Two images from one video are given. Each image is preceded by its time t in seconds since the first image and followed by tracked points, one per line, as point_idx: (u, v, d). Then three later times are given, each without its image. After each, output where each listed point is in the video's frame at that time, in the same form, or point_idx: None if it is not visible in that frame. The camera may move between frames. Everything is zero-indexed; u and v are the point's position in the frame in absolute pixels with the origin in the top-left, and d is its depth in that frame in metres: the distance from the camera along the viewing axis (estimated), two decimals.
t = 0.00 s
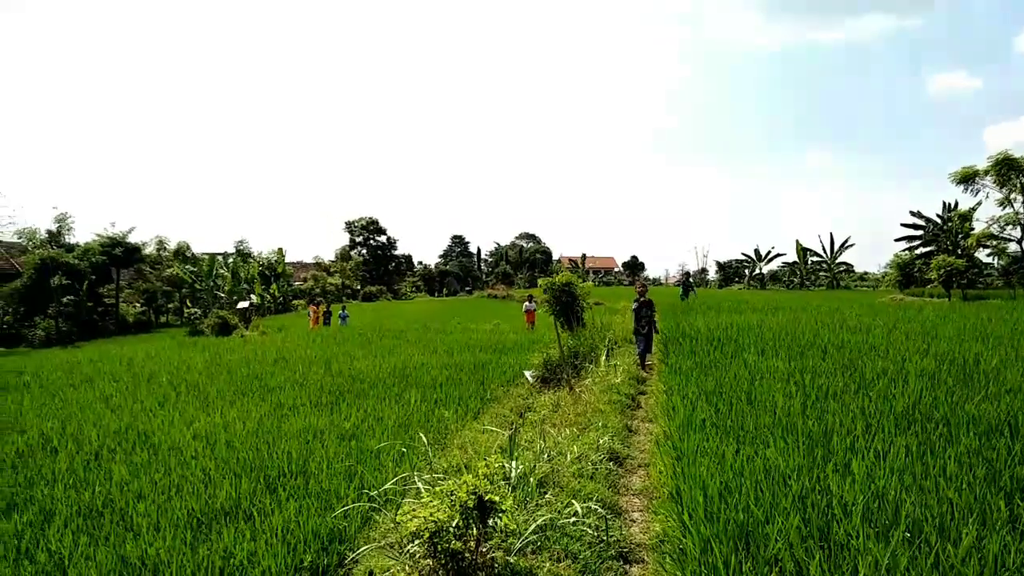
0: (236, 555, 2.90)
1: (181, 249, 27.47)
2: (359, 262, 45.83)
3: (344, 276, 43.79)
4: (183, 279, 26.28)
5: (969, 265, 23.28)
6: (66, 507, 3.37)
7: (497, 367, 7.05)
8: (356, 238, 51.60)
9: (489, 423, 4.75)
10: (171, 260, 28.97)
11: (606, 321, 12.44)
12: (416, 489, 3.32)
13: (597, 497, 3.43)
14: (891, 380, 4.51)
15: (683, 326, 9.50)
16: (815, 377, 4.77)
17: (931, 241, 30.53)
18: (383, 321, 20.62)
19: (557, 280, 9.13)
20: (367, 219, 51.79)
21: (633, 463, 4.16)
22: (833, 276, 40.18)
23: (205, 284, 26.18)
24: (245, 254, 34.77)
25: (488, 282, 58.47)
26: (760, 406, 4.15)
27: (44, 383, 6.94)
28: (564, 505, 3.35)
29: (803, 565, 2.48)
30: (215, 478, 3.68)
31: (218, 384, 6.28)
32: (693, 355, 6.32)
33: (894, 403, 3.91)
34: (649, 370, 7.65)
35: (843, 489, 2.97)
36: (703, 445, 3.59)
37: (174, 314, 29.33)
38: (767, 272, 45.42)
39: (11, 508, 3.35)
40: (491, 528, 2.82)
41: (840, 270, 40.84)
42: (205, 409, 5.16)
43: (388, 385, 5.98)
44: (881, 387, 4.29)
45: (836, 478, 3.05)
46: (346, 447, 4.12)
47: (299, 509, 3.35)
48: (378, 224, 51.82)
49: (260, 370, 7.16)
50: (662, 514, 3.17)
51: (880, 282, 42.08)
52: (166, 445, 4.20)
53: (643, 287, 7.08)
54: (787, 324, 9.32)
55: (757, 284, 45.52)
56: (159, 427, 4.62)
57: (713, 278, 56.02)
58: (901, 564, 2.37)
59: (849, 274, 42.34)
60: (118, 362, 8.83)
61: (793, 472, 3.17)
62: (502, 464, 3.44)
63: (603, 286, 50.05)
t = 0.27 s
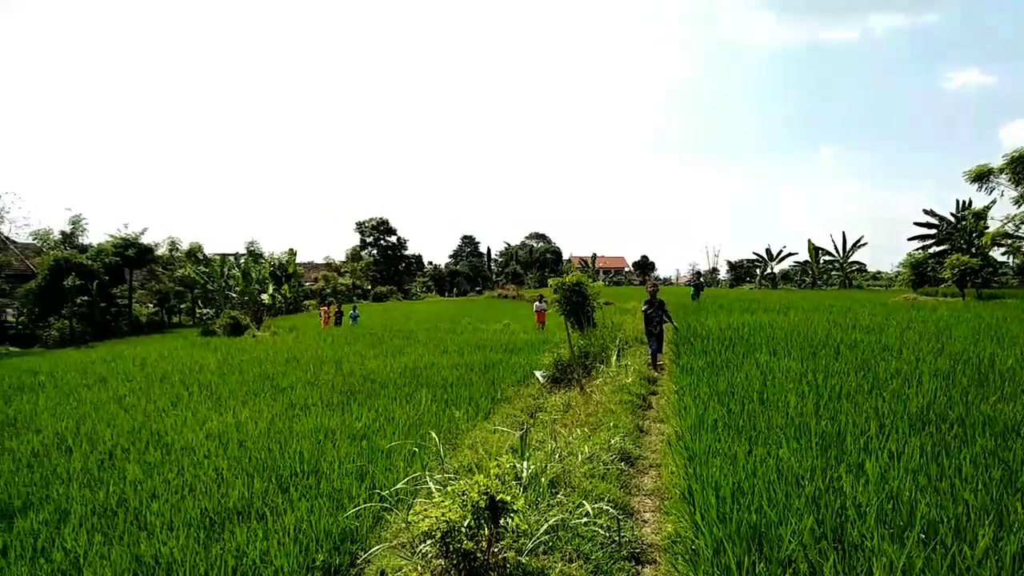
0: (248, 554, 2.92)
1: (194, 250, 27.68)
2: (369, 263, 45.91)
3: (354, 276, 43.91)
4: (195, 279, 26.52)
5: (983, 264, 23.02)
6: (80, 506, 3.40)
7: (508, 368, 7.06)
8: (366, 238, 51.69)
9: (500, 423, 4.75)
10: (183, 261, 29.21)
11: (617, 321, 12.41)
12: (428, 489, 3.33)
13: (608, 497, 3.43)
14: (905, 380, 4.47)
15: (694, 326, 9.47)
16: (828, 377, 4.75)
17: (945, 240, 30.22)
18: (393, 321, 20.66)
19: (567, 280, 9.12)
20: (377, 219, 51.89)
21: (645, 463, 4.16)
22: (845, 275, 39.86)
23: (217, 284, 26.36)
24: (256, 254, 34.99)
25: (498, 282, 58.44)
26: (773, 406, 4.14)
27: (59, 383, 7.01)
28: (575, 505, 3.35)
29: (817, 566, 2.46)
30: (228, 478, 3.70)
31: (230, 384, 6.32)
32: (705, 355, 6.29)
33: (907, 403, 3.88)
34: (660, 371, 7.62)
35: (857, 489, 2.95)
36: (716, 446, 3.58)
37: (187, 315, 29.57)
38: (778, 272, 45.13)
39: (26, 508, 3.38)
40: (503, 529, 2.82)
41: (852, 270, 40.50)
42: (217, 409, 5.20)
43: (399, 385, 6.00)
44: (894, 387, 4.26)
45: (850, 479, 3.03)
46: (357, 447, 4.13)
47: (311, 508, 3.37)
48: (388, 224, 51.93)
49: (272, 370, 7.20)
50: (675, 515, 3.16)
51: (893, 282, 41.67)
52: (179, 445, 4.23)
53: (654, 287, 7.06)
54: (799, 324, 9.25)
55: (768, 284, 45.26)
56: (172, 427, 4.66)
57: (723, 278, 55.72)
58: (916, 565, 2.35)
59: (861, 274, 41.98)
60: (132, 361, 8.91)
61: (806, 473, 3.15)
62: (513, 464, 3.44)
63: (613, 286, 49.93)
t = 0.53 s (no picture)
0: (260, 553, 2.93)
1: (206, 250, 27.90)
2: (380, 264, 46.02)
3: (365, 278, 44.02)
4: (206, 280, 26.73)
5: (998, 264, 22.77)
6: (94, 505, 3.43)
7: (518, 368, 7.06)
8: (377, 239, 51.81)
9: (511, 424, 4.76)
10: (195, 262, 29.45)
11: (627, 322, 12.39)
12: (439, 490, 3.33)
13: (619, 498, 3.43)
14: (919, 381, 4.44)
15: (705, 326, 9.43)
16: (840, 378, 4.72)
17: (959, 240, 29.91)
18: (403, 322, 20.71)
19: (578, 280, 9.11)
20: (388, 221, 51.98)
21: (656, 464, 4.15)
22: (857, 276, 39.55)
23: (228, 285, 26.55)
24: (266, 254, 35.20)
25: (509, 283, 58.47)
26: (785, 407, 4.12)
27: (73, 383, 7.08)
28: (586, 506, 3.34)
29: (830, 568, 2.44)
30: (239, 477, 3.72)
31: (242, 384, 6.36)
32: (716, 356, 6.27)
33: (921, 405, 3.86)
34: (671, 371, 7.60)
35: (869, 491, 2.94)
36: (727, 447, 3.57)
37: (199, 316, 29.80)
38: (790, 272, 44.85)
39: (41, 507, 3.42)
40: (514, 529, 2.82)
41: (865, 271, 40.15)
42: (229, 409, 5.23)
43: (409, 385, 6.01)
44: (908, 389, 4.23)
45: (862, 481, 3.01)
46: (368, 447, 4.15)
47: (322, 508, 3.38)
48: (399, 226, 52.04)
49: (284, 370, 7.24)
50: (686, 516, 3.15)
51: (906, 282, 41.29)
52: (191, 444, 4.26)
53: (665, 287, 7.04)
54: (811, 325, 9.20)
55: (780, 285, 44.99)
56: (183, 427, 4.69)
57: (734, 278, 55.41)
58: (931, 569, 2.33)
59: (874, 274, 41.63)
60: (145, 362, 9.00)
61: (818, 475, 3.13)
62: (524, 464, 3.44)
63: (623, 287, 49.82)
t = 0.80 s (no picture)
0: (273, 558, 2.94)
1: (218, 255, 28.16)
2: (391, 269, 46.17)
3: (376, 282, 44.15)
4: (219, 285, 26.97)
5: (1014, 268, 22.50)
6: (110, 509, 3.46)
7: (530, 373, 7.06)
8: (388, 244, 52.00)
9: (523, 429, 4.76)
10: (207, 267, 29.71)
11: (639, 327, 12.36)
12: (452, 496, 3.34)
13: (632, 504, 3.42)
14: (935, 386, 4.40)
15: (716, 331, 9.39)
16: (854, 384, 4.69)
17: (974, 243, 29.60)
18: (414, 326, 20.77)
19: (589, 285, 9.11)
20: (400, 226, 52.18)
21: (668, 470, 4.14)
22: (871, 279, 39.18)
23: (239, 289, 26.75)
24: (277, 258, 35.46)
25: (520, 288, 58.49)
26: (798, 413, 4.09)
27: (88, 388, 7.15)
28: (599, 512, 3.33)
29: None
30: (252, 482, 3.74)
31: (255, 389, 6.40)
32: (729, 361, 6.25)
33: (937, 411, 3.82)
34: (683, 376, 7.57)
35: (885, 498, 2.91)
36: (740, 453, 3.55)
37: (212, 321, 30.01)
38: (803, 276, 44.54)
39: (58, 511, 3.46)
40: (527, 535, 2.81)
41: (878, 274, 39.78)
42: (242, 413, 5.26)
43: (421, 390, 6.02)
44: (924, 395, 4.19)
45: (878, 488, 2.98)
46: (380, 452, 4.16)
47: (335, 513, 3.39)
48: (410, 231, 52.25)
49: (296, 375, 7.28)
50: (699, 522, 3.14)
51: (920, 285, 40.88)
52: (204, 449, 4.29)
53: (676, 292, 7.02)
54: (824, 330, 9.12)
55: (792, 289, 44.67)
56: (197, 431, 4.73)
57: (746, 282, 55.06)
58: None
59: (887, 278, 41.23)
60: (160, 366, 9.09)
61: (833, 481, 3.11)
62: (536, 470, 3.44)
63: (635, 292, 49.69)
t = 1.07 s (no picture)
0: (283, 563, 2.94)
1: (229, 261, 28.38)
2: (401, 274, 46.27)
3: (386, 287, 44.27)
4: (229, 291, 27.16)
5: None
6: (122, 513, 3.49)
7: (540, 378, 7.06)
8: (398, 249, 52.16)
9: (533, 434, 4.76)
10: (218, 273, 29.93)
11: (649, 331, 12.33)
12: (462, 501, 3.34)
13: (643, 509, 3.40)
14: (949, 390, 4.36)
15: (728, 335, 9.34)
16: (867, 388, 4.66)
17: (987, 246, 29.31)
18: (424, 332, 20.80)
19: (599, 290, 9.10)
20: (410, 231, 52.31)
21: (680, 475, 4.12)
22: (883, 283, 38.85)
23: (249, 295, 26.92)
24: (287, 264, 35.67)
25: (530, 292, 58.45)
26: (810, 417, 4.07)
27: (102, 393, 7.21)
28: (610, 517, 3.32)
29: None
30: (263, 487, 3.76)
31: (265, 394, 6.43)
32: (740, 366, 6.22)
33: (951, 415, 3.79)
34: (694, 381, 7.53)
35: (899, 502, 2.88)
36: (752, 458, 3.53)
37: (223, 326, 30.22)
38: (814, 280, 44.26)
39: (72, 516, 3.49)
40: (538, 540, 2.80)
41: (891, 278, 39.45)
42: (253, 419, 5.29)
43: (431, 395, 6.03)
44: (938, 399, 4.15)
45: (892, 492, 2.95)
46: (390, 457, 4.17)
47: (345, 518, 3.40)
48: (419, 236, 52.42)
49: (307, 380, 7.31)
50: (711, 528, 3.12)
51: (934, 289, 40.47)
52: (215, 454, 4.32)
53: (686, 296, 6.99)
54: (836, 333, 9.06)
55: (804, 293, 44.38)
56: (208, 437, 4.76)
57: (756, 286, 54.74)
58: None
59: (899, 282, 40.88)
60: (172, 372, 9.15)
61: (846, 486, 3.09)
62: (547, 475, 3.44)
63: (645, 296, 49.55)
